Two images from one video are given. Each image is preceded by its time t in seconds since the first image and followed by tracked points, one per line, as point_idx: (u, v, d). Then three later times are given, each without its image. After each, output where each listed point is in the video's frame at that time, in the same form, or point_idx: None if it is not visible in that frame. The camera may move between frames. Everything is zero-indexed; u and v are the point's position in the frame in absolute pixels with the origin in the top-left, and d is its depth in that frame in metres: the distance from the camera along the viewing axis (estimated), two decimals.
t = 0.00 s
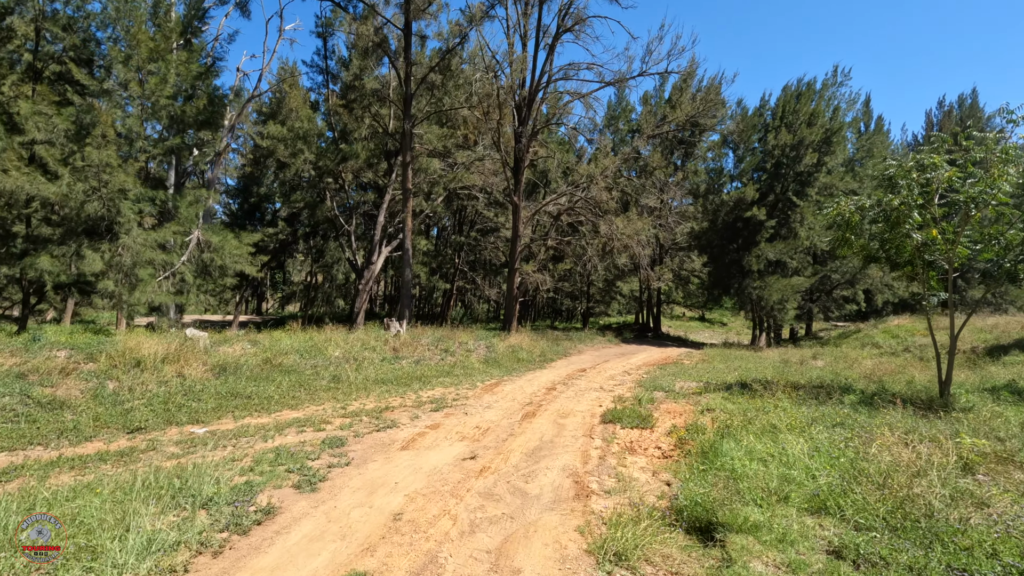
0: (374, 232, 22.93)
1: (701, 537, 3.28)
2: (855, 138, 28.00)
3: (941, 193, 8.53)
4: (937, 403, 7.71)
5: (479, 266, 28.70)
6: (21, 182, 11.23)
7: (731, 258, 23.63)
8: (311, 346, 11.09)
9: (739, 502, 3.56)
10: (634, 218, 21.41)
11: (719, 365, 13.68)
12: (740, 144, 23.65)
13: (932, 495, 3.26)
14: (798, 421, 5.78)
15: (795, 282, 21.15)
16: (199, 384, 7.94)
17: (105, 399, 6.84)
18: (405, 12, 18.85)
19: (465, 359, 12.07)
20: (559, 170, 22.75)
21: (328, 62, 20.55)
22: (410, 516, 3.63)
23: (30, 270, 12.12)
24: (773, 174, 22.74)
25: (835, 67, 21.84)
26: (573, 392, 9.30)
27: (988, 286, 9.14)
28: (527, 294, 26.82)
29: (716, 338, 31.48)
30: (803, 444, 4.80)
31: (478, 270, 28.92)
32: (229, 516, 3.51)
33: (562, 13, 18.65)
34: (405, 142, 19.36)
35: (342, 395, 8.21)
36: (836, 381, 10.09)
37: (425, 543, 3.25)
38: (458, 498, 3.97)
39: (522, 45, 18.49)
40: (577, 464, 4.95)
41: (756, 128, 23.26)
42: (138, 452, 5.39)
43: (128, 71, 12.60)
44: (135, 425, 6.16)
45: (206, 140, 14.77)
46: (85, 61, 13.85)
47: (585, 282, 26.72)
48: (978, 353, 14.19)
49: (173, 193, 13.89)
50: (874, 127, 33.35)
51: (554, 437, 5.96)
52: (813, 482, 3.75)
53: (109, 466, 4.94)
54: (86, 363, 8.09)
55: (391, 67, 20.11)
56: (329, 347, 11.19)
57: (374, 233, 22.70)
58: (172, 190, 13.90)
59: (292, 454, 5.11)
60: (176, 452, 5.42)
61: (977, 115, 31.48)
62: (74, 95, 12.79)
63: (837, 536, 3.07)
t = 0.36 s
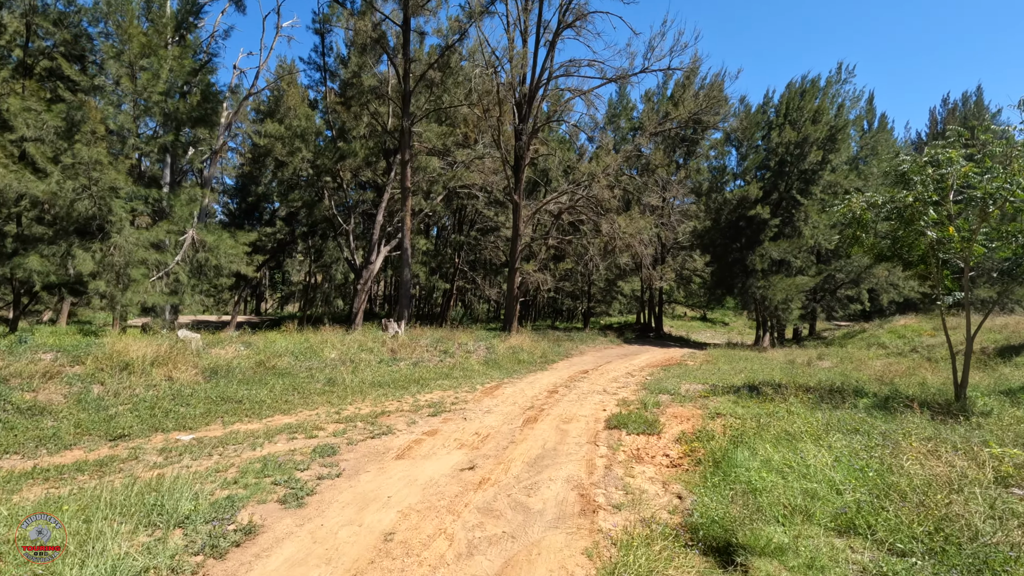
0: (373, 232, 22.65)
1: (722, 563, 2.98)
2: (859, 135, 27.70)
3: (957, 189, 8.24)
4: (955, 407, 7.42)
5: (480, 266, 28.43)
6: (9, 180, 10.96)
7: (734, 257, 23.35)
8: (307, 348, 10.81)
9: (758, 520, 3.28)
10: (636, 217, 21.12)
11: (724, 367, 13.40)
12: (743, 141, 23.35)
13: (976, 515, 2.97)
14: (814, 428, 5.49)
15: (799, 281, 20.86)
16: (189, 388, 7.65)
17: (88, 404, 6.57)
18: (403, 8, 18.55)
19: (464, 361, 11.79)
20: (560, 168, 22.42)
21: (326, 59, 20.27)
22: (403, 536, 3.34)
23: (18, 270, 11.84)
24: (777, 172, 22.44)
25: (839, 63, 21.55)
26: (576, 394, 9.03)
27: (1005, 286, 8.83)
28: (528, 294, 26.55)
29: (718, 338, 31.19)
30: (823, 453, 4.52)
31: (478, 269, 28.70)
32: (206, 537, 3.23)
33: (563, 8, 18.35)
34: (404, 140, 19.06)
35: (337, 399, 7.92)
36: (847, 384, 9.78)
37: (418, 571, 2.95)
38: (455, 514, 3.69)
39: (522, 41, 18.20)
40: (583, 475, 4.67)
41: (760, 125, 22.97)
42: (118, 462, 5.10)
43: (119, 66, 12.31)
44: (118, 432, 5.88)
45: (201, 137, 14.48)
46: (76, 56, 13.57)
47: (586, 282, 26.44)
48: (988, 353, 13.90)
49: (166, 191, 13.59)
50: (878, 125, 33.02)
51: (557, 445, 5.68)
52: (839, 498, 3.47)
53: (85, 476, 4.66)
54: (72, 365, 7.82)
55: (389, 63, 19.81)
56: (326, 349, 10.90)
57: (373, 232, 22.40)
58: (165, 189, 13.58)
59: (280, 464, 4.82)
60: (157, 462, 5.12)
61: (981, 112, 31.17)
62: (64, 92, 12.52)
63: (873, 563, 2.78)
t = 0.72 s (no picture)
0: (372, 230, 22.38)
1: None
2: (863, 132, 27.37)
3: (974, 183, 7.93)
4: (972, 409, 7.14)
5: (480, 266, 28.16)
6: None
7: (738, 256, 23.05)
8: (302, 348, 10.54)
9: (779, 537, 3.00)
10: (638, 215, 20.84)
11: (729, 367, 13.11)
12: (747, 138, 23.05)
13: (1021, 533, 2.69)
14: (830, 433, 5.21)
15: (804, 280, 20.55)
16: (177, 391, 7.39)
17: (70, 408, 6.30)
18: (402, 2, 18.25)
19: (464, 361, 11.53)
20: (561, 165, 22.13)
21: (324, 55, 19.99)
22: (391, 555, 3.07)
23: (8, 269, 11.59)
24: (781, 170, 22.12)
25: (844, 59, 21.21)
26: (578, 396, 8.75)
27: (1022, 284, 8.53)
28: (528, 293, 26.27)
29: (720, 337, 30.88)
30: (842, 461, 4.25)
31: (478, 269, 28.43)
32: (176, 557, 2.96)
33: (564, 3, 18.06)
34: (403, 137, 18.78)
35: (330, 402, 7.64)
36: (858, 384, 9.50)
37: None
38: (449, 530, 3.43)
39: (522, 36, 17.92)
40: (586, 485, 4.39)
41: (763, 122, 22.65)
42: (95, 470, 4.83)
43: (111, 61, 12.05)
44: (99, 437, 5.61)
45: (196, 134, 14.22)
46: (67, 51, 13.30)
47: (588, 281, 26.16)
48: (999, 353, 13.59)
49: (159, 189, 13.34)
50: (882, 122, 32.70)
51: (558, 451, 5.40)
52: (866, 512, 3.19)
53: (58, 486, 4.40)
54: (56, 367, 7.56)
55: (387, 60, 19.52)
56: (321, 350, 10.63)
57: (372, 231, 22.14)
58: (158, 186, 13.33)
59: (264, 472, 4.54)
60: (136, 470, 4.85)
61: (987, 109, 30.81)
62: (55, 87, 12.26)
63: None
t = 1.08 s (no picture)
0: (369, 229, 22.09)
1: None
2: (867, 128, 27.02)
3: (989, 174, 7.62)
4: (990, 409, 6.83)
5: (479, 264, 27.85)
6: None
7: (740, 253, 22.73)
8: (294, 348, 10.25)
9: (801, 553, 2.70)
10: (639, 212, 20.53)
11: (733, 366, 12.78)
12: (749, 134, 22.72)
13: None
14: (845, 435, 4.91)
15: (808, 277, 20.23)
16: (160, 392, 7.09)
17: (46, 410, 6.01)
18: None
19: (461, 360, 11.23)
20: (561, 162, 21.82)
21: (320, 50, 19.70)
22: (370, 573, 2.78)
23: None
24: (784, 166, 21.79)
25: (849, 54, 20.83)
26: (579, 396, 8.45)
27: None
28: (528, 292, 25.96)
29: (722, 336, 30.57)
30: (862, 465, 3.94)
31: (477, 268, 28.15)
32: None
33: None
34: (400, 133, 18.48)
35: (320, 403, 7.33)
36: (867, 384, 9.19)
37: None
38: (436, 543, 3.13)
39: (521, 30, 17.61)
40: (586, 491, 4.09)
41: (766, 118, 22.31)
42: (64, 476, 4.54)
43: (100, 54, 11.76)
44: (72, 441, 5.32)
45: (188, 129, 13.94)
46: (56, 44, 13.00)
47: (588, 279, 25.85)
48: (1009, 351, 13.27)
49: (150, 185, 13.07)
50: (885, 118, 32.35)
51: (557, 454, 5.10)
52: (895, 523, 2.89)
53: (21, 493, 4.11)
54: (36, 368, 7.28)
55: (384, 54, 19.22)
56: (314, 349, 10.33)
57: (369, 229, 21.86)
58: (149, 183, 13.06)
59: (241, 479, 4.24)
60: (109, 476, 4.55)
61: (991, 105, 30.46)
62: (43, 81, 11.98)
63: None
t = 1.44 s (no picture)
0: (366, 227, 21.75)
1: None
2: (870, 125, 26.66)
3: (1007, 166, 7.28)
4: (1010, 411, 6.49)
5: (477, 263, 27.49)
6: None
7: (742, 251, 22.39)
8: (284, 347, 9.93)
9: None
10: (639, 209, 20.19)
11: (737, 366, 12.44)
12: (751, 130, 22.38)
13: None
14: (861, 440, 4.59)
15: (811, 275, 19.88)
16: (138, 394, 6.76)
17: (14, 413, 5.69)
18: None
19: (456, 360, 10.90)
20: (560, 159, 21.47)
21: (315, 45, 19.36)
22: None
23: None
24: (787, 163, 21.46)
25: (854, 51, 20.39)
26: (578, 398, 8.13)
27: None
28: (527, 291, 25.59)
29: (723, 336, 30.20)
30: (883, 474, 3.61)
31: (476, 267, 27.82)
32: None
33: None
34: (395, 129, 18.13)
35: (307, 405, 7.01)
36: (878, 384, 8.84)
37: None
38: (415, 564, 2.81)
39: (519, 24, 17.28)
40: (583, 502, 3.77)
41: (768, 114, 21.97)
42: (22, 485, 4.20)
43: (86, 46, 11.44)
44: (37, 447, 4.98)
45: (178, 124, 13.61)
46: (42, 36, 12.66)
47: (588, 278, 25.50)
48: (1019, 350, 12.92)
49: (139, 181, 12.74)
50: (889, 116, 32.00)
51: (553, 460, 4.78)
52: (929, 543, 2.56)
53: None
54: (11, 369, 6.98)
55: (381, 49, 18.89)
56: (305, 349, 10.02)
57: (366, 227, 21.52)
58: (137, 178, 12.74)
59: (210, 489, 3.90)
60: (71, 485, 4.23)
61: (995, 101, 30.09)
62: (27, 73, 11.65)
63: None
